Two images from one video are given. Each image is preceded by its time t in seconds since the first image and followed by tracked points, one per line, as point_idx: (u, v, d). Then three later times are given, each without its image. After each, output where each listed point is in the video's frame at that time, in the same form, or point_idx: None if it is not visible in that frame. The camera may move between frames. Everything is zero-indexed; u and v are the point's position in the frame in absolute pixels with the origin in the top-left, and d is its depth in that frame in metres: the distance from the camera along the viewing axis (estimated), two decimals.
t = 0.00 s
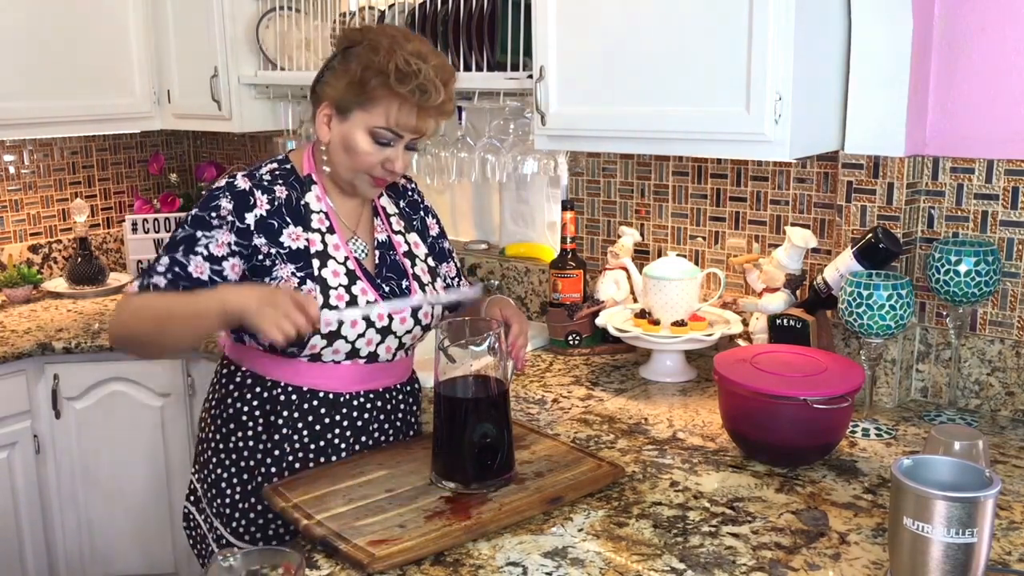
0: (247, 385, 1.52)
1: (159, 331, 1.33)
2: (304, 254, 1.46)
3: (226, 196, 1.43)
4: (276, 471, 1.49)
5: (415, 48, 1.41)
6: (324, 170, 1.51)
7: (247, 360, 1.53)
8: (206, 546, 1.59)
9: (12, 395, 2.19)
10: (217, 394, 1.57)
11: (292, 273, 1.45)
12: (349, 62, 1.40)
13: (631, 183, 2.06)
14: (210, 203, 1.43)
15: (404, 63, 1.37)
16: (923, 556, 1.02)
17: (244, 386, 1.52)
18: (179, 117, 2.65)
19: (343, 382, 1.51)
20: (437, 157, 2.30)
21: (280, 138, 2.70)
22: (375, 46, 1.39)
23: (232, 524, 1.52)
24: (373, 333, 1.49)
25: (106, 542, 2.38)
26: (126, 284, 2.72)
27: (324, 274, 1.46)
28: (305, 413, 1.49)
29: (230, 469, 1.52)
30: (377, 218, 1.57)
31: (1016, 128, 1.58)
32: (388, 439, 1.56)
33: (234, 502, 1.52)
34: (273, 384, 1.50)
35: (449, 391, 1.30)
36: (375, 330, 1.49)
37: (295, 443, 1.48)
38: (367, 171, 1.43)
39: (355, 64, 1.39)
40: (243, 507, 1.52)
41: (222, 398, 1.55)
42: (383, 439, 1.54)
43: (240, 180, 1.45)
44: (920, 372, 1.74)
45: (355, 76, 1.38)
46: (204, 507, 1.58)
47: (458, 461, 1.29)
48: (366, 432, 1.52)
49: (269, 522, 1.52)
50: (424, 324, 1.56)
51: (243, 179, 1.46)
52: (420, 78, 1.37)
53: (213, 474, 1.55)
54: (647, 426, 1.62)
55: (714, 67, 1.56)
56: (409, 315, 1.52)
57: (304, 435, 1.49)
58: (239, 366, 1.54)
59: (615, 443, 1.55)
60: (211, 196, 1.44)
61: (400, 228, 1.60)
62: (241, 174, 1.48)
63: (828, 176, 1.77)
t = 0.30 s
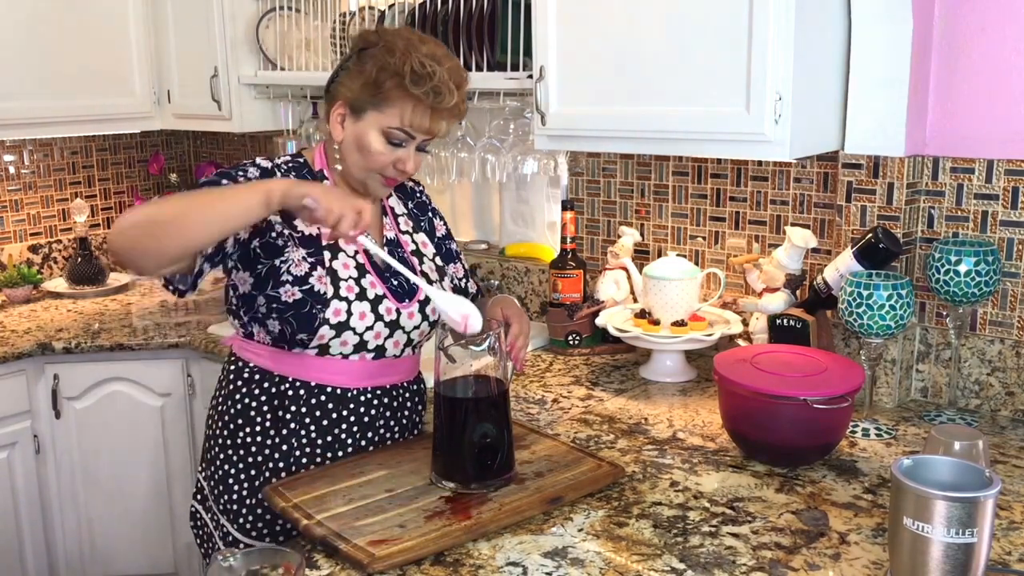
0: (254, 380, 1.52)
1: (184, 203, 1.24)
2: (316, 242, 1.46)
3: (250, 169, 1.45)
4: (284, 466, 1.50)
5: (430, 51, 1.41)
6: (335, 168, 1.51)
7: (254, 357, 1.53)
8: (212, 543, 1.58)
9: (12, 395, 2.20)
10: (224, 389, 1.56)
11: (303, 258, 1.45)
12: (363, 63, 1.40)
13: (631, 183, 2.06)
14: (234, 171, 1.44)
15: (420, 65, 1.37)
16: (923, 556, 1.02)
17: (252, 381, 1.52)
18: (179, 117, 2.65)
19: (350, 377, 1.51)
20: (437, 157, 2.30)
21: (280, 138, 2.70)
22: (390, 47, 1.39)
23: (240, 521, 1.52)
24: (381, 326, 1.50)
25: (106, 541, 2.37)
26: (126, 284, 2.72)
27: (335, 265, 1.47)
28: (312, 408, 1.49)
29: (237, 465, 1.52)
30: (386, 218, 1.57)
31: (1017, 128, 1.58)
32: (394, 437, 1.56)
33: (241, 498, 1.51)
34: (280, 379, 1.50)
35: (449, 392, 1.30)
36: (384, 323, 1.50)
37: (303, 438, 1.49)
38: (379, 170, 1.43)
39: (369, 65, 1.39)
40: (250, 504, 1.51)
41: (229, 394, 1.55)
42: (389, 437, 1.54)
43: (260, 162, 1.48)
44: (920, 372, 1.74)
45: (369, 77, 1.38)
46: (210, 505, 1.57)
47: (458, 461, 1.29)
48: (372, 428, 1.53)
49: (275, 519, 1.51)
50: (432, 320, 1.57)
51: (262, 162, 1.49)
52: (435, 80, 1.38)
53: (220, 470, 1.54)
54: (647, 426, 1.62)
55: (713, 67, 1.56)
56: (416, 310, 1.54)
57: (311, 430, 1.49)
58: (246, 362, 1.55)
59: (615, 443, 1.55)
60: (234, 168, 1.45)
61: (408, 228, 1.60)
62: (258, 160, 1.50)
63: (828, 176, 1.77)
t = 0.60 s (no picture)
0: (256, 378, 1.52)
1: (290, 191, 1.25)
2: (326, 241, 1.47)
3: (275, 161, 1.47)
4: (285, 464, 1.50)
5: (439, 57, 1.40)
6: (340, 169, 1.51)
7: (256, 354, 1.54)
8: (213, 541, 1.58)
9: (12, 395, 2.20)
10: (225, 387, 1.57)
11: (313, 256, 1.46)
12: (372, 67, 1.38)
13: (631, 183, 2.06)
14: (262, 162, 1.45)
15: (429, 72, 1.36)
16: (923, 556, 1.02)
17: (255, 379, 1.52)
18: (179, 117, 2.65)
19: (352, 376, 1.51)
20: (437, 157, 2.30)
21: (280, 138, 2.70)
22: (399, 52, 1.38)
23: (241, 518, 1.52)
24: (385, 327, 1.50)
25: (106, 541, 2.37)
26: (126, 284, 2.72)
27: (342, 265, 1.47)
28: (315, 407, 1.49)
29: (238, 463, 1.52)
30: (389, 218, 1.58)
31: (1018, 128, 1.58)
32: (394, 436, 1.56)
33: (243, 495, 1.51)
34: (282, 378, 1.50)
35: (449, 391, 1.30)
36: (388, 324, 1.50)
37: (303, 436, 1.49)
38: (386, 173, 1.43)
39: (377, 70, 1.37)
40: (251, 501, 1.51)
41: (230, 392, 1.55)
42: (389, 436, 1.54)
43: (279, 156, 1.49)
44: (920, 372, 1.74)
45: (378, 82, 1.37)
46: (212, 502, 1.57)
47: (458, 461, 1.29)
48: (373, 426, 1.53)
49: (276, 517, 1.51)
50: (434, 321, 1.57)
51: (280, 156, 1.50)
52: (444, 87, 1.36)
53: (222, 468, 1.54)
54: (647, 426, 1.62)
55: (714, 67, 1.56)
56: (420, 311, 1.54)
57: (313, 429, 1.49)
58: (249, 360, 1.54)
59: (615, 443, 1.55)
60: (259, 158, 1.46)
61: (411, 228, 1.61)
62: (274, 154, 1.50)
63: (828, 176, 1.77)
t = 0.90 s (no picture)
0: (261, 377, 1.51)
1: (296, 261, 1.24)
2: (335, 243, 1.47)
3: (285, 165, 1.43)
4: (290, 464, 1.50)
5: (464, 65, 1.41)
6: (350, 171, 1.51)
7: (260, 354, 1.53)
8: (215, 541, 1.58)
9: (12, 395, 2.20)
10: (228, 386, 1.56)
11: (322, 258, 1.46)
12: (398, 73, 1.38)
13: (631, 183, 2.06)
14: (273, 168, 1.41)
15: (457, 81, 1.37)
16: (923, 556, 1.02)
17: (260, 379, 1.51)
18: (179, 116, 2.65)
19: (357, 375, 1.51)
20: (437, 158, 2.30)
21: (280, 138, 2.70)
22: (427, 60, 1.38)
23: (245, 518, 1.52)
24: (392, 328, 1.51)
25: (106, 541, 2.37)
26: (126, 284, 2.72)
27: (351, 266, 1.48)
28: (320, 406, 1.50)
29: (243, 463, 1.51)
30: (394, 219, 1.59)
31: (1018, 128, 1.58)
32: (399, 435, 1.55)
33: (247, 495, 1.51)
34: (288, 377, 1.50)
35: (449, 392, 1.29)
36: (395, 325, 1.51)
37: (309, 436, 1.49)
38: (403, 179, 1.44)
39: (403, 76, 1.37)
40: (256, 501, 1.51)
41: (235, 391, 1.54)
42: (394, 436, 1.54)
43: (287, 159, 1.46)
44: (920, 372, 1.74)
45: (404, 88, 1.37)
46: (214, 502, 1.57)
47: (458, 461, 1.29)
48: (378, 426, 1.53)
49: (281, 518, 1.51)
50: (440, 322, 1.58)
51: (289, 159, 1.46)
52: (470, 98, 1.38)
53: (224, 468, 1.53)
54: (647, 426, 1.62)
55: (714, 67, 1.56)
56: (426, 312, 1.55)
57: (318, 428, 1.50)
58: (253, 360, 1.54)
59: (615, 443, 1.55)
60: (269, 164, 1.42)
61: (415, 230, 1.62)
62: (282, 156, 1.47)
63: (828, 176, 1.77)
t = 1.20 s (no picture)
0: (261, 378, 1.51)
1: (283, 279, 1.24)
2: (335, 246, 1.47)
3: (285, 168, 1.43)
4: (290, 465, 1.50)
5: (474, 71, 1.41)
6: (355, 171, 1.51)
7: (258, 353, 1.53)
8: (214, 542, 1.58)
9: (12, 395, 2.20)
10: (228, 386, 1.56)
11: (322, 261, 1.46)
12: (409, 76, 1.38)
13: (631, 183, 2.06)
14: (273, 172, 1.41)
15: (469, 87, 1.37)
16: (923, 556, 1.02)
17: (260, 379, 1.51)
18: (179, 116, 2.65)
19: (357, 377, 1.51)
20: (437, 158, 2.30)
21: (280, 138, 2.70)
22: (439, 65, 1.38)
23: (245, 519, 1.52)
24: (392, 331, 1.52)
25: (106, 541, 2.37)
26: (126, 284, 2.72)
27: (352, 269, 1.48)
28: (320, 408, 1.50)
29: (242, 463, 1.52)
30: (397, 221, 1.58)
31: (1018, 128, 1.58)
32: (399, 437, 1.55)
33: (246, 496, 1.52)
34: (288, 378, 1.50)
35: (449, 392, 1.30)
36: (395, 328, 1.52)
37: (308, 437, 1.49)
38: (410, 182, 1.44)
39: (415, 79, 1.37)
40: (256, 502, 1.51)
41: (234, 391, 1.54)
42: (393, 438, 1.54)
43: (288, 161, 1.45)
44: (920, 372, 1.74)
45: (416, 92, 1.36)
46: (214, 503, 1.57)
47: (458, 461, 1.29)
48: (378, 428, 1.53)
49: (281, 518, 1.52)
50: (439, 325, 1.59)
51: (289, 161, 1.46)
52: (481, 105, 1.39)
53: (224, 468, 1.54)
54: (647, 426, 1.62)
55: (714, 67, 1.56)
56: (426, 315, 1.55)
57: (318, 430, 1.50)
58: (252, 360, 1.54)
59: (615, 443, 1.55)
60: (269, 166, 1.41)
61: (418, 231, 1.62)
62: (283, 158, 1.46)
63: (828, 176, 1.77)
